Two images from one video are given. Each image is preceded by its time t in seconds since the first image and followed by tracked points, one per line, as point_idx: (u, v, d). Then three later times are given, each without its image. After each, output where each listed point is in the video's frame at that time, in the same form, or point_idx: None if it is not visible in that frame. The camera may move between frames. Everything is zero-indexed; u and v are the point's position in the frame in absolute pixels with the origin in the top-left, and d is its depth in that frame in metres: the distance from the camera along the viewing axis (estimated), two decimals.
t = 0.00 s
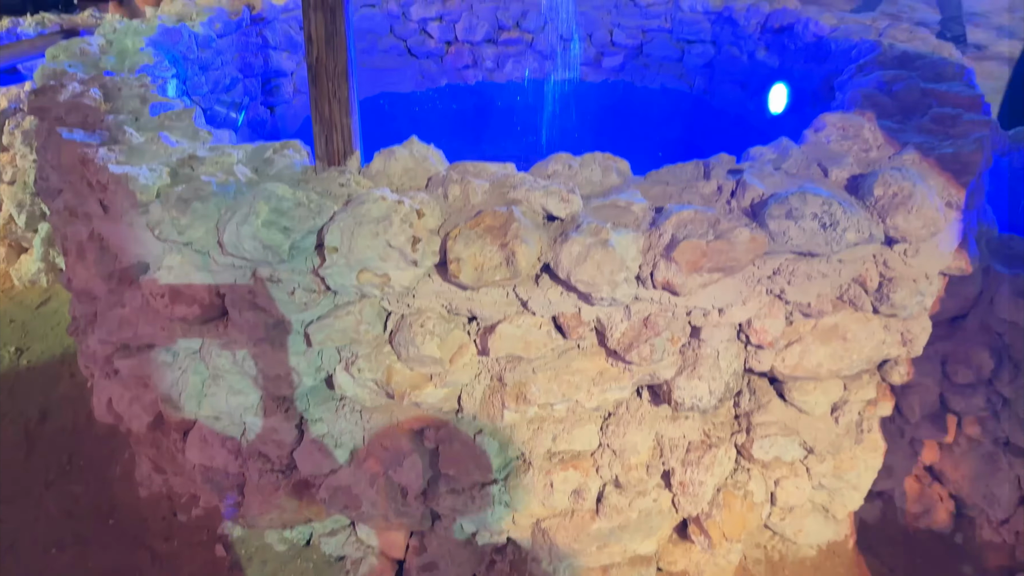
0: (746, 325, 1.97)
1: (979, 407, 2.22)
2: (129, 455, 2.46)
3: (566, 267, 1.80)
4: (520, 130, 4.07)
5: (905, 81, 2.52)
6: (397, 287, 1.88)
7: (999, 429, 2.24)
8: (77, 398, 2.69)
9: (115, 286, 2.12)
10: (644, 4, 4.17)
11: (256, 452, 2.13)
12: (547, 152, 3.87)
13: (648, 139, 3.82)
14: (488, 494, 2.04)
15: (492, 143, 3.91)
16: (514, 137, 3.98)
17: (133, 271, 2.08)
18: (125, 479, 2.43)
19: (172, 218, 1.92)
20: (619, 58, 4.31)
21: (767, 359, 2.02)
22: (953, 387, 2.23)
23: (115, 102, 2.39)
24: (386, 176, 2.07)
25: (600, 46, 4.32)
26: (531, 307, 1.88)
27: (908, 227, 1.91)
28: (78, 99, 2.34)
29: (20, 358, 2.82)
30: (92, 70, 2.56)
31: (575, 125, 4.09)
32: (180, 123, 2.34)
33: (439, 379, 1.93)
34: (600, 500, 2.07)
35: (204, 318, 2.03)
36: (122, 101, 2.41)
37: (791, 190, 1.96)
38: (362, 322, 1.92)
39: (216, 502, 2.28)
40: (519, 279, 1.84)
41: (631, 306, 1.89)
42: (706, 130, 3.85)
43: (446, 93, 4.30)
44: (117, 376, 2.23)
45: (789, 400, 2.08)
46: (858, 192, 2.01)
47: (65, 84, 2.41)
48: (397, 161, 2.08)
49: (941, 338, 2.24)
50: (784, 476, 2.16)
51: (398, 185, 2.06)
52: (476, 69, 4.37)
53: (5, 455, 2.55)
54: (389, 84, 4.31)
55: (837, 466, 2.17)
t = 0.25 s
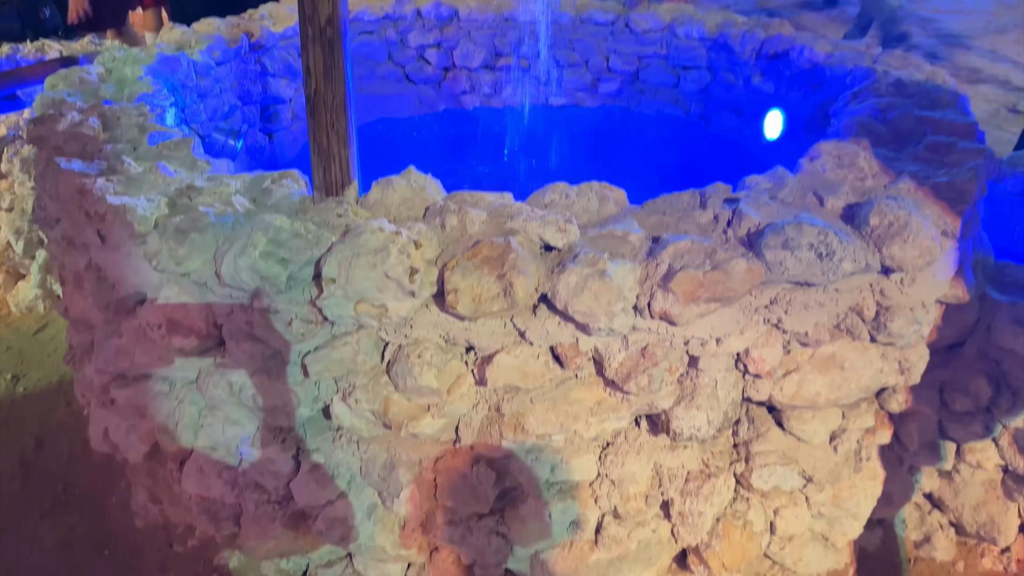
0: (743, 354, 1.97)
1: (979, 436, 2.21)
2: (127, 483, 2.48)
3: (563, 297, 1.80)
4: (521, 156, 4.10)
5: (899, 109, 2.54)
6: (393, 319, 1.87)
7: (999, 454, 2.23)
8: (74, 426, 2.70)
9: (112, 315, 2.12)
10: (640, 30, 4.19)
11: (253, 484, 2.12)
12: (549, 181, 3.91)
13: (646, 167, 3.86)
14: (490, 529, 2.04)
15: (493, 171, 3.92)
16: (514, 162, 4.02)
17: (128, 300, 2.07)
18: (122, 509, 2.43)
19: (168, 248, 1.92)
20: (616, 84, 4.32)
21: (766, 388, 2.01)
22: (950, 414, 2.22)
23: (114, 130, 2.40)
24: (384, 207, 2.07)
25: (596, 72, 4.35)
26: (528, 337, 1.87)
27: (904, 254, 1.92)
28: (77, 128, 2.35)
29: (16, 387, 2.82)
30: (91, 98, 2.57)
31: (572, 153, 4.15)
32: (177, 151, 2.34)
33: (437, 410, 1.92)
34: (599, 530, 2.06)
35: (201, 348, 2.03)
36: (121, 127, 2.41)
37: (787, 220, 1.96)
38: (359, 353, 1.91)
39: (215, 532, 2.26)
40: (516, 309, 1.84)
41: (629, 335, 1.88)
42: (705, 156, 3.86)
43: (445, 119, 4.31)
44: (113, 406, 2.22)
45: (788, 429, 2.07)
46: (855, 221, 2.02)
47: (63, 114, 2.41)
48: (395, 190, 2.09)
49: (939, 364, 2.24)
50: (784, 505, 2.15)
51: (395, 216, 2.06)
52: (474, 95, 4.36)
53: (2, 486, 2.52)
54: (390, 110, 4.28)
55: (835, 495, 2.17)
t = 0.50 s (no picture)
0: (742, 386, 1.97)
1: (980, 465, 2.21)
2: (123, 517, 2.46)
3: (561, 330, 1.80)
4: (517, 185, 4.15)
5: (894, 138, 2.55)
6: (392, 352, 1.87)
7: (1000, 484, 2.22)
8: (70, 458, 2.68)
9: (109, 348, 2.11)
10: (636, 60, 4.20)
11: (250, 518, 2.10)
12: (545, 210, 3.94)
13: (641, 196, 3.90)
14: (489, 563, 2.03)
15: (490, 200, 3.95)
16: (510, 190, 4.06)
17: (126, 332, 2.07)
18: (117, 543, 2.41)
19: (165, 281, 1.92)
20: (613, 113, 4.37)
21: (765, 420, 2.01)
22: (950, 444, 2.22)
23: (113, 161, 2.41)
24: (382, 240, 2.08)
25: (593, 101, 4.39)
26: (527, 370, 1.87)
27: (901, 286, 1.92)
28: (76, 160, 2.36)
29: (12, 418, 2.81)
30: (90, 130, 2.58)
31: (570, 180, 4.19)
32: (176, 182, 2.35)
33: (435, 444, 1.91)
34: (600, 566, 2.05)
35: (199, 380, 2.03)
36: (120, 160, 2.43)
37: (785, 251, 1.97)
38: (357, 386, 1.90)
39: (211, 565, 2.24)
40: (514, 341, 1.84)
41: (628, 368, 1.88)
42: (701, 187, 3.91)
43: (444, 148, 4.38)
44: (109, 439, 2.20)
45: (788, 461, 2.06)
46: (851, 252, 2.03)
47: (63, 145, 2.43)
48: (393, 223, 2.10)
49: (938, 395, 2.23)
50: (784, 537, 2.13)
51: (393, 247, 2.07)
52: (471, 124, 4.43)
53: None
54: (387, 138, 4.30)
55: (836, 526, 2.16)
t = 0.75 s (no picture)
0: (741, 421, 1.96)
1: (981, 499, 2.19)
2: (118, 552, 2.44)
3: (559, 364, 1.79)
4: (515, 215, 4.17)
5: (889, 170, 2.57)
6: (389, 388, 1.86)
7: (1001, 517, 2.20)
8: (65, 492, 2.66)
9: (105, 384, 2.10)
10: (631, 92, 4.22)
11: (245, 555, 2.08)
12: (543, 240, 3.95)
13: (639, 227, 3.92)
14: None
15: (488, 232, 3.97)
16: (508, 221, 4.07)
17: (122, 368, 2.06)
18: None
19: (163, 316, 1.92)
20: (609, 143, 4.40)
21: (764, 454, 2.00)
22: (950, 477, 2.20)
23: (111, 196, 2.42)
24: (380, 273, 2.08)
25: (589, 131, 4.42)
26: (525, 405, 1.86)
27: (898, 319, 1.92)
28: (74, 194, 2.37)
29: (6, 452, 2.79)
30: (90, 163, 2.59)
31: (569, 211, 4.21)
32: (175, 217, 2.36)
33: (432, 481, 1.90)
34: None
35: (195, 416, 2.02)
36: (118, 194, 2.43)
37: (782, 285, 1.98)
38: (354, 423, 1.89)
39: None
40: (512, 377, 1.83)
41: (626, 403, 1.87)
42: (697, 217, 3.92)
43: (442, 179, 4.39)
44: (104, 475, 2.18)
45: (788, 495, 2.05)
46: (848, 285, 2.04)
47: (62, 179, 2.43)
48: (391, 257, 2.10)
49: (937, 428, 2.23)
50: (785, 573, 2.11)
51: (391, 282, 2.07)
52: (469, 154, 4.44)
53: None
54: (384, 170, 4.31)
55: (836, 561, 2.14)
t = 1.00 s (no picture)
0: (740, 460, 1.95)
1: (983, 536, 2.15)
2: None
3: (557, 405, 1.78)
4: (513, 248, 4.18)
5: (884, 206, 2.59)
6: (385, 429, 1.85)
7: (1004, 555, 2.16)
8: (57, 532, 2.62)
9: (100, 425, 2.08)
10: (628, 126, 4.30)
11: None
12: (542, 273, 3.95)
13: (637, 259, 3.93)
14: None
15: (486, 264, 3.97)
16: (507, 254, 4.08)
17: (117, 408, 2.05)
18: None
19: (159, 357, 1.92)
20: (605, 177, 4.43)
21: (764, 493, 1.98)
22: (952, 514, 2.18)
23: (108, 234, 2.42)
24: (376, 312, 2.08)
25: (585, 165, 4.46)
26: (523, 446, 1.85)
27: (896, 356, 1.91)
28: (71, 233, 2.36)
29: None
30: (86, 201, 2.60)
31: (566, 244, 4.21)
32: (171, 256, 2.36)
33: (429, 523, 1.88)
34: None
35: (189, 454, 2.00)
36: (115, 232, 2.44)
37: (780, 322, 1.98)
38: (350, 464, 1.87)
39: None
40: (510, 417, 1.82)
41: (625, 443, 1.85)
42: (694, 249, 3.93)
43: (438, 213, 4.39)
44: (98, 517, 2.16)
45: (788, 534, 2.03)
46: (845, 322, 2.04)
47: (58, 218, 2.43)
48: (388, 295, 2.10)
49: (937, 464, 2.22)
50: None
51: (388, 321, 2.07)
52: (466, 188, 4.45)
53: None
54: (381, 205, 4.31)
55: None
